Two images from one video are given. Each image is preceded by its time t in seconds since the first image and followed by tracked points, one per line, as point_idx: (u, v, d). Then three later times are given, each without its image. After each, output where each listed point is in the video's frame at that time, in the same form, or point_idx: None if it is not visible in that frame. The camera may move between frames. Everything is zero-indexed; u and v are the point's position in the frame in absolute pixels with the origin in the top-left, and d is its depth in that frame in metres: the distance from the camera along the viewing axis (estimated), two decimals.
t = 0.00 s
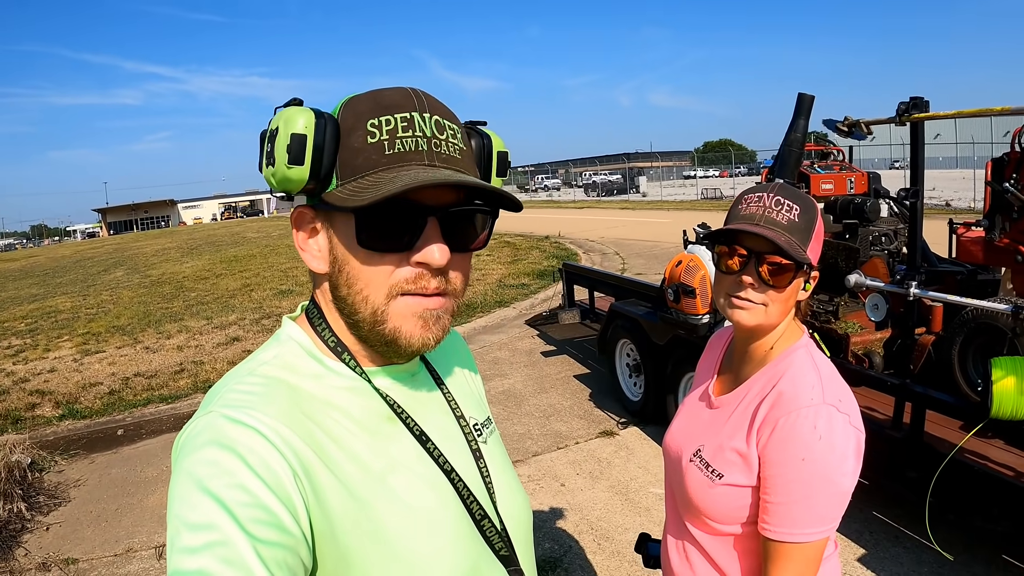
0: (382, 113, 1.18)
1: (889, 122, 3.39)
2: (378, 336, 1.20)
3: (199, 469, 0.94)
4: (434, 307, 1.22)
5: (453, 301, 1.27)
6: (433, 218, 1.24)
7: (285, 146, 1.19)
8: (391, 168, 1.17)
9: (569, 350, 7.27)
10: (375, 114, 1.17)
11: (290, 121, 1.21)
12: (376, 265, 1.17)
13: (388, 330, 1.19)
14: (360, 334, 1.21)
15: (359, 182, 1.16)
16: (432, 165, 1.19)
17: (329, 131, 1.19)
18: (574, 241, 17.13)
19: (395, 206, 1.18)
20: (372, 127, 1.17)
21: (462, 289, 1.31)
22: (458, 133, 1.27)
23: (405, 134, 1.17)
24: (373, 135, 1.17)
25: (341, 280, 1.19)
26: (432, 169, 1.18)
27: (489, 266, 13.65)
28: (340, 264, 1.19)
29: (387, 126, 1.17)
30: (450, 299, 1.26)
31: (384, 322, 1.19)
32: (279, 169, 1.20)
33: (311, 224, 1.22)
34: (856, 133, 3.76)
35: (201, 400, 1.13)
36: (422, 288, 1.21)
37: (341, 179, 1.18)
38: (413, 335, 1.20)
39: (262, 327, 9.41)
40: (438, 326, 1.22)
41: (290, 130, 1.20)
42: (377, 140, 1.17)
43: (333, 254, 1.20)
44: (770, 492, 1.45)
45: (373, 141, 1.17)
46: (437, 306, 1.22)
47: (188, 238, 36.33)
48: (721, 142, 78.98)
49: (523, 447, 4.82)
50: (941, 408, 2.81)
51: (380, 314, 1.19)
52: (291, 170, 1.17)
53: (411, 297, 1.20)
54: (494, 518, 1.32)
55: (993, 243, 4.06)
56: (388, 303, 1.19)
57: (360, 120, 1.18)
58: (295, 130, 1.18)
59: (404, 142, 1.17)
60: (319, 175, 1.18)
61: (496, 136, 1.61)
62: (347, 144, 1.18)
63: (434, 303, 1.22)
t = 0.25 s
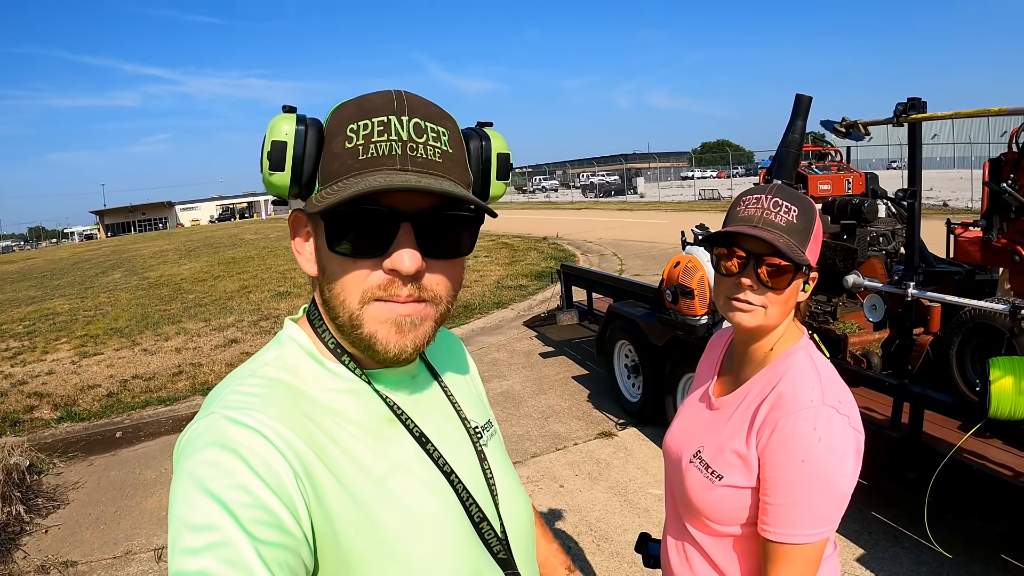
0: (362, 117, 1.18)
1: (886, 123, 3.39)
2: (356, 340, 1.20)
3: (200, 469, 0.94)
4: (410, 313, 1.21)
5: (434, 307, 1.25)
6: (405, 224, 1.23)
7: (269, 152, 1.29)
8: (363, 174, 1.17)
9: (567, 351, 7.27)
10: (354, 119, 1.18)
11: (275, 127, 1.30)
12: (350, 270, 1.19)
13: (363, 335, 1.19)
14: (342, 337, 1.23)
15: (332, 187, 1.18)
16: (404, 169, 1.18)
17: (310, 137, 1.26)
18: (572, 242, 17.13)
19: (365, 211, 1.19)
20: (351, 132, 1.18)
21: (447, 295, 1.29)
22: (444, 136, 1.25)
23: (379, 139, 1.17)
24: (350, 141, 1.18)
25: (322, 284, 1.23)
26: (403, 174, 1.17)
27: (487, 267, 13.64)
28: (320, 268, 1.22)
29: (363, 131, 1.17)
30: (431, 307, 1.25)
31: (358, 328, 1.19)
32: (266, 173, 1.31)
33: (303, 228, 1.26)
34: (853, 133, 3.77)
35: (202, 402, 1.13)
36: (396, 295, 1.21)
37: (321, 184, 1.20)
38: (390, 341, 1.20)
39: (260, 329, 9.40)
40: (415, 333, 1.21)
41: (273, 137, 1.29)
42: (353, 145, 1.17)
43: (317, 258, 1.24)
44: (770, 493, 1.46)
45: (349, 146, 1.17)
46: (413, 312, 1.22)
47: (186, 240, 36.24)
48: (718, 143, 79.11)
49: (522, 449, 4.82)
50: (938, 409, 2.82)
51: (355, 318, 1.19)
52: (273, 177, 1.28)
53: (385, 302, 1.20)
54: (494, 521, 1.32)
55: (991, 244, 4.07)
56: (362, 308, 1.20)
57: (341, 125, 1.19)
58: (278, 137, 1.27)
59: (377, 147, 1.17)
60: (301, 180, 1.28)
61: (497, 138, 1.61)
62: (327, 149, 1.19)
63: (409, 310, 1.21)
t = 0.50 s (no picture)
0: (368, 115, 1.17)
1: (886, 117, 3.38)
2: (347, 342, 1.20)
3: (201, 468, 0.94)
4: (401, 326, 1.21)
5: (431, 310, 1.24)
6: (405, 224, 1.21)
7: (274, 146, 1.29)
8: (364, 171, 1.15)
9: (565, 344, 7.27)
10: (361, 116, 1.17)
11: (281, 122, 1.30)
12: (348, 268, 1.19)
13: (354, 337, 1.19)
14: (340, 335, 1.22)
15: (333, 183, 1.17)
16: (405, 169, 1.16)
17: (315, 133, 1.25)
18: (570, 236, 17.12)
19: (365, 209, 1.18)
20: (355, 129, 1.16)
21: (444, 298, 1.29)
22: (450, 138, 1.22)
23: (382, 137, 1.15)
24: (355, 138, 1.16)
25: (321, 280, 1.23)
26: (403, 174, 1.15)
27: (484, 261, 13.63)
28: (320, 264, 1.22)
29: (367, 129, 1.16)
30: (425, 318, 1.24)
31: (354, 327, 1.19)
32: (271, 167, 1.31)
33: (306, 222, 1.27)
34: (853, 128, 3.76)
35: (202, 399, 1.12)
36: (393, 295, 1.21)
37: (324, 179, 1.20)
38: (380, 350, 1.20)
39: (258, 323, 9.38)
40: (406, 347, 1.21)
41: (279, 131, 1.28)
42: (358, 143, 1.16)
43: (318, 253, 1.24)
44: (770, 491, 1.46)
45: (353, 143, 1.16)
46: (405, 326, 1.21)
47: (183, 233, 36.14)
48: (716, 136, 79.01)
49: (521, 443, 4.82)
50: (937, 404, 2.82)
51: (349, 318, 1.19)
52: (277, 171, 1.27)
53: (379, 306, 1.20)
54: (494, 521, 1.32)
55: (989, 239, 4.07)
56: (358, 307, 1.19)
57: (347, 122, 1.18)
58: (283, 132, 1.26)
59: (380, 145, 1.15)
60: (304, 176, 1.28)
61: (508, 141, 1.60)
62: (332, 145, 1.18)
63: (401, 323, 1.21)
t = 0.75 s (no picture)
0: (373, 115, 1.17)
1: (887, 117, 3.38)
2: (357, 339, 1.20)
3: (203, 467, 0.94)
4: (411, 320, 1.21)
5: (438, 308, 1.25)
6: (411, 223, 1.21)
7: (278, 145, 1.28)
8: (371, 171, 1.16)
9: (567, 346, 7.27)
10: (366, 116, 1.17)
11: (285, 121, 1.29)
12: (355, 267, 1.19)
13: (364, 334, 1.19)
14: (346, 335, 1.22)
15: (339, 183, 1.17)
16: (412, 168, 1.17)
17: (321, 132, 1.25)
18: (571, 238, 17.12)
19: (372, 209, 1.18)
20: (361, 129, 1.17)
21: (454, 296, 1.29)
22: (454, 137, 1.24)
23: (389, 137, 1.15)
24: (361, 138, 1.17)
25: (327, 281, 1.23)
26: (410, 174, 1.16)
27: (486, 263, 13.64)
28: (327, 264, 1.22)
29: (373, 128, 1.16)
30: (434, 310, 1.24)
31: (362, 327, 1.19)
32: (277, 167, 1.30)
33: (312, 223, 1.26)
34: (853, 128, 3.76)
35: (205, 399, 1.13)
36: (399, 294, 1.20)
37: (330, 179, 1.20)
38: (390, 346, 1.20)
39: (260, 325, 9.39)
40: (416, 340, 1.21)
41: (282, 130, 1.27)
42: (363, 142, 1.17)
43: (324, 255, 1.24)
44: (772, 489, 1.45)
45: (360, 143, 1.17)
46: (415, 320, 1.21)
47: (184, 236, 36.20)
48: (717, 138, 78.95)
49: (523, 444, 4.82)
50: (938, 404, 2.82)
51: (357, 317, 1.19)
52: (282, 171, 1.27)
53: (387, 305, 1.20)
54: (496, 521, 1.32)
55: (990, 238, 4.07)
56: (364, 306, 1.19)
57: (352, 122, 1.18)
58: (289, 132, 1.25)
59: (387, 144, 1.16)
60: (310, 175, 1.27)
61: (512, 139, 1.59)
62: (338, 145, 1.19)
63: (412, 317, 1.21)
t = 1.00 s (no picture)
0: (386, 114, 1.17)
1: (891, 122, 3.38)
2: (372, 338, 1.20)
3: (205, 468, 0.95)
4: (428, 316, 1.22)
5: (453, 306, 1.27)
6: (429, 221, 1.23)
7: (288, 146, 1.26)
8: (388, 170, 1.17)
9: (570, 349, 7.28)
10: (379, 115, 1.17)
11: (294, 122, 1.27)
12: (371, 267, 1.19)
13: (381, 332, 1.19)
14: (358, 335, 1.22)
15: (355, 183, 1.17)
16: (430, 168, 1.19)
17: (332, 131, 1.24)
18: (575, 241, 17.12)
19: (391, 208, 1.19)
20: (374, 128, 1.17)
21: (467, 292, 1.32)
22: (466, 137, 1.25)
23: (405, 136, 1.16)
24: (374, 137, 1.17)
25: (342, 281, 1.22)
26: (429, 173, 1.18)
27: (489, 265, 13.65)
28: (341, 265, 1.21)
29: (388, 128, 1.17)
30: (448, 305, 1.26)
31: (378, 326, 1.19)
32: (286, 169, 1.28)
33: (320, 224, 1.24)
34: (857, 132, 3.76)
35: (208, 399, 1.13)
36: (417, 292, 1.22)
37: (343, 179, 1.20)
38: (406, 343, 1.20)
39: (264, 326, 9.41)
40: (432, 336, 1.22)
41: (293, 130, 1.26)
42: (377, 142, 1.17)
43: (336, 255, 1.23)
44: (773, 492, 1.45)
45: (373, 142, 1.17)
46: (431, 315, 1.22)
47: (188, 237, 36.33)
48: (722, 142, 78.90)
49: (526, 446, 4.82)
50: (941, 408, 2.81)
51: (374, 316, 1.19)
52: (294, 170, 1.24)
53: (405, 302, 1.21)
54: (498, 522, 1.32)
55: (994, 244, 4.04)
56: (381, 306, 1.20)
57: (364, 121, 1.18)
58: (299, 131, 1.24)
59: (403, 144, 1.16)
60: (321, 176, 1.24)
61: (513, 138, 1.60)
62: (350, 144, 1.18)
63: (428, 312, 1.22)
